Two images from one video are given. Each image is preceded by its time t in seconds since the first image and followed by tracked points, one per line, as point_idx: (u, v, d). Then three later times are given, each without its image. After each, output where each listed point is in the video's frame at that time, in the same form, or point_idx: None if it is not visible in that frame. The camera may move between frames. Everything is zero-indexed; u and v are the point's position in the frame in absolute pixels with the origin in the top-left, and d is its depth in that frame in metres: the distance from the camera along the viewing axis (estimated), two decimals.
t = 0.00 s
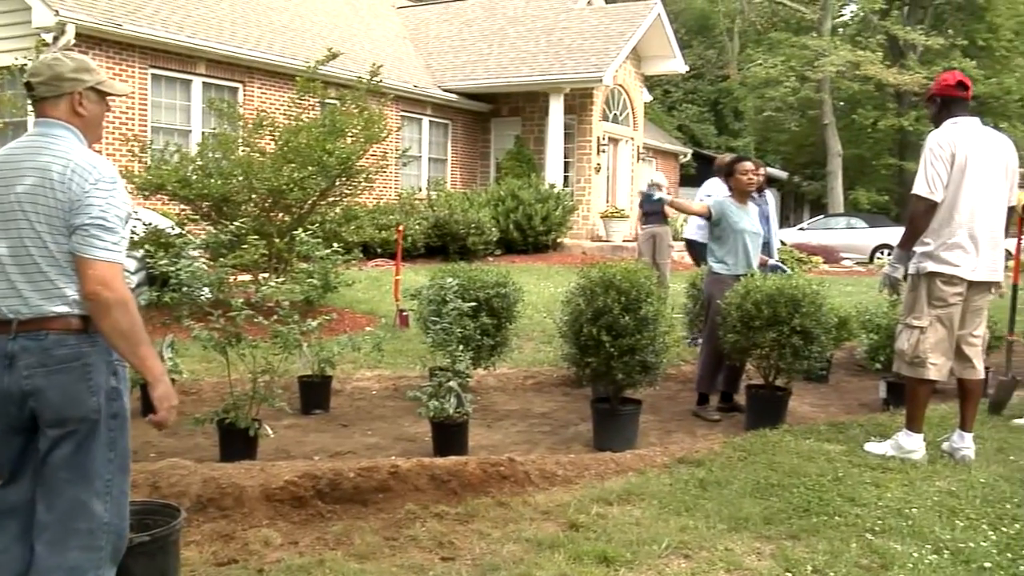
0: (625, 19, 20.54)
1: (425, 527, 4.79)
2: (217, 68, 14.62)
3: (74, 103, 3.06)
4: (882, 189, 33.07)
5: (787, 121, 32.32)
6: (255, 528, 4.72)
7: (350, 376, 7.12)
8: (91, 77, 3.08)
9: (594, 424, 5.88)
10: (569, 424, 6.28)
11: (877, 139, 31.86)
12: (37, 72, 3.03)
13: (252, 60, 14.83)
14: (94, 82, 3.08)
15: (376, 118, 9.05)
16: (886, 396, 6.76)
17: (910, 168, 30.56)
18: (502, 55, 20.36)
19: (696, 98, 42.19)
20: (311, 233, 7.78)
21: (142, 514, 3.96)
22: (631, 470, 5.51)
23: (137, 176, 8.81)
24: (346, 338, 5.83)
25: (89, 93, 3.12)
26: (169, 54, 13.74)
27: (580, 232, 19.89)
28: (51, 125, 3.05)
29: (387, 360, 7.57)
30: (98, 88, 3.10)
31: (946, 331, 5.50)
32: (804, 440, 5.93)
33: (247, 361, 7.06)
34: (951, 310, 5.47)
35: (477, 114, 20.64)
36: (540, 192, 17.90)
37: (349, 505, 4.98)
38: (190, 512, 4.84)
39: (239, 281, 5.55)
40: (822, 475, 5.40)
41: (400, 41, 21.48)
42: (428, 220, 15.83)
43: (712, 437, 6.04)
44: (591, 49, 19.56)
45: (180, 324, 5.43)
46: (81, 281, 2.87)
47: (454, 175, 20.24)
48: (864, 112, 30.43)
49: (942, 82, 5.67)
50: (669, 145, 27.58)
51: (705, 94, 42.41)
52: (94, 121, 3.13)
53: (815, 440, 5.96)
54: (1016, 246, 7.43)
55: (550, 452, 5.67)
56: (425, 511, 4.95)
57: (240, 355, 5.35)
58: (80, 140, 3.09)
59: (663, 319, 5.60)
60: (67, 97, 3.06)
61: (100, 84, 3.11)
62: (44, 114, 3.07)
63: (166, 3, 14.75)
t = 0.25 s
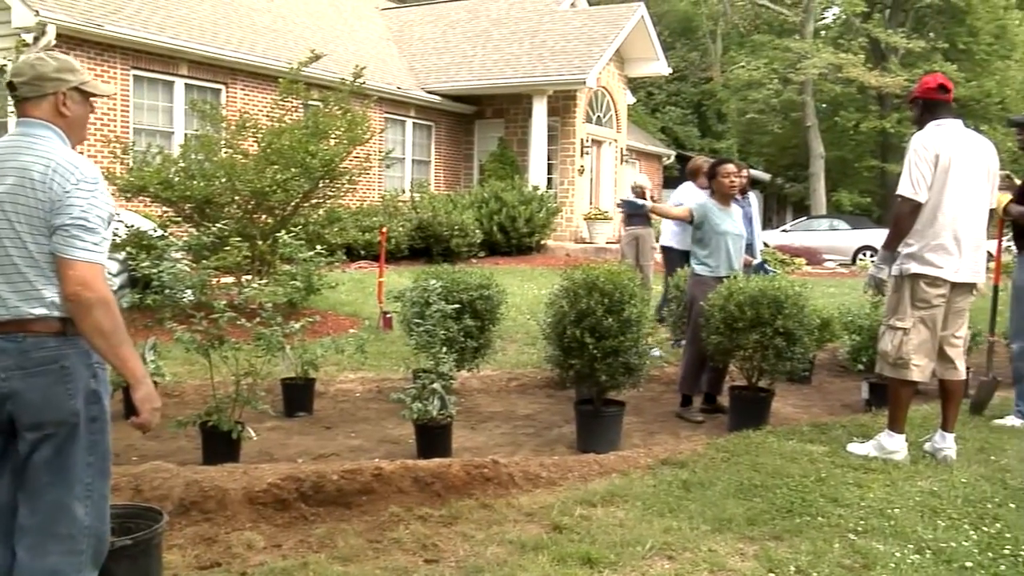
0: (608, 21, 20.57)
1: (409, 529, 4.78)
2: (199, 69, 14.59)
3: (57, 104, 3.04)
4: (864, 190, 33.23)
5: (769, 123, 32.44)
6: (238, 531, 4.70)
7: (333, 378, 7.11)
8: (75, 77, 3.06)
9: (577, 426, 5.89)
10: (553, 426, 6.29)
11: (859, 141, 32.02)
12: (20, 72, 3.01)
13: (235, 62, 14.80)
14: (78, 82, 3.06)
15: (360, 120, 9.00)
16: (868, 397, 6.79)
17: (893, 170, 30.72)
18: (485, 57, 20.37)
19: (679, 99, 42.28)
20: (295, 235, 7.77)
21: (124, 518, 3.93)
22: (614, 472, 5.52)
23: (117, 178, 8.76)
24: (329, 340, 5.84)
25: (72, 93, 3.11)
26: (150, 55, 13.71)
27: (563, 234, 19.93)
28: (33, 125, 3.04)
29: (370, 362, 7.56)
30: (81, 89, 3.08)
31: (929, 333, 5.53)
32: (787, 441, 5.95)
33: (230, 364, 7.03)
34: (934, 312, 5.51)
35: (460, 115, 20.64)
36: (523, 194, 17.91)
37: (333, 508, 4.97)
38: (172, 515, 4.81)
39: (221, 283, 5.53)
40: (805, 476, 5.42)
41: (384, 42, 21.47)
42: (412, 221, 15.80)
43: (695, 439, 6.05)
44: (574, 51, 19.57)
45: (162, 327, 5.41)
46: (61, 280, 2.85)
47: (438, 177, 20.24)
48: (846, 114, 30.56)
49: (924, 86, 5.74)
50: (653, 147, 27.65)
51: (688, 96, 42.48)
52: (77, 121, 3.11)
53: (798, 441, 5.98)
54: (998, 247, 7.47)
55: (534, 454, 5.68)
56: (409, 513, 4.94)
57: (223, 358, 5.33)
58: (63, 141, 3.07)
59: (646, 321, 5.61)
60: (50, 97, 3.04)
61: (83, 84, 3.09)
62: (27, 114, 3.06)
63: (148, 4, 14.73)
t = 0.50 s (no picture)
0: (594, 24, 20.61)
1: (394, 533, 4.77)
2: (183, 72, 14.56)
3: (61, 103, 3.00)
4: (849, 193, 33.40)
5: (754, 126, 32.56)
6: (223, 535, 4.68)
7: (318, 381, 7.09)
8: (81, 79, 3.03)
9: (563, 429, 5.90)
10: (539, 428, 6.29)
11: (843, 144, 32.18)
12: (29, 66, 2.98)
13: (219, 64, 14.78)
14: (83, 85, 3.03)
15: (345, 123, 9.08)
16: (852, 399, 6.83)
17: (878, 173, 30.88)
18: (471, 60, 20.36)
19: (664, 102, 42.40)
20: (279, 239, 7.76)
21: (109, 522, 3.91)
22: (600, 474, 5.52)
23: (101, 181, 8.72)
24: (314, 343, 5.84)
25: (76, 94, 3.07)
26: (135, 58, 13.67)
27: (549, 236, 19.96)
28: (32, 124, 3.00)
29: (355, 365, 7.55)
30: (87, 92, 3.05)
31: (914, 335, 5.55)
32: (772, 443, 5.97)
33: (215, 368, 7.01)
34: (919, 314, 5.53)
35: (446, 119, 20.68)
36: (508, 197, 17.92)
37: (318, 512, 4.95)
38: (156, 519, 4.78)
39: (206, 287, 5.52)
40: (790, 478, 5.44)
41: (369, 45, 21.47)
42: (397, 224, 15.81)
43: (681, 441, 6.07)
44: (559, 54, 19.59)
45: (146, 330, 5.40)
46: (50, 283, 2.82)
47: (423, 179, 20.23)
48: (831, 118, 30.71)
49: (905, 92, 5.78)
50: (639, 150, 27.72)
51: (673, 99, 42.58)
52: (78, 123, 3.07)
53: (783, 443, 6.00)
54: (980, 250, 7.51)
55: (520, 457, 5.68)
56: (395, 517, 4.93)
57: (208, 362, 5.30)
58: (62, 142, 3.03)
59: (631, 324, 5.62)
60: (54, 96, 2.99)
61: (89, 88, 3.06)
62: (28, 112, 3.02)
63: (132, 6, 14.70)
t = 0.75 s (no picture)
0: (580, 28, 20.64)
1: (381, 537, 4.75)
2: (169, 75, 14.53)
3: (78, 113, 3.03)
4: (835, 196, 33.55)
5: (739, 130, 32.68)
6: (209, 540, 4.66)
7: (305, 385, 7.08)
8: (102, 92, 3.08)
9: (550, 432, 5.90)
10: (525, 432, 6.29)
11: (829, 148, 32.34)
12: (53, 71, 3.02)
13: (205, 67, 14.76)
14: (103, 98, 3.08)
15: (330, 127, 9.10)
16: (838, 402, 6.86)
17: (863, 176, 31.02)
18: (457, 63, 20.36)
19: (651, 106, 42.51)
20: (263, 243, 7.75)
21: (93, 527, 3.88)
22: (586, 478, 5.53)
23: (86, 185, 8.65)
24: (300, 347, 5.84)
25: (93, 105, 3.10)
26: (119, 61, 13.64)
27: (536, 240, 19.97)
28: (39, 129, 3.01)
29: (341, 369, 7.54)
30: (105, 106, 3.10)
31: (899, 337, 5.57)
32: (758, 446, 5.99)
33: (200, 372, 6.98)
34: (904, 317, 5.55)
35: (432, 122, 20.69)
36: (495, 201, 17.91)
37: (304, 516, 4.94)
38: (141, 525, 4.76)
39: (191, 291, 5.51)
40: (776, 481, 5.45)
41: (355, 49, 21.46)
42: (384, 228, 15.80)
43: (667, 444, 6.08)
44: (545, 58, 19.62)
45: (132, 335, 5.38)
46: (36, 288, 2.79)
47: (409, 183, 20.22)
48: (816, 121, 30.87)
49: (893, 93, 5.77)
50: (626, 154, 27.77)
51: (659, 103, 42.68)
52: (90, 133, 3.09)
53: (769, 446, 6.02)
54: (965, 254, 7.55)
55: (506, 460, 5.68)
56: (381, 521, 4.92)
57: (193, 366, 5.27)
58: (70, 149, 3.03)
59: (617, 327, 5.63)
60: (75, 104, 3.03)
61: (107, 102, 3.11)
62: (43, 118, 3.04)
63: (117, 9, 14.68)
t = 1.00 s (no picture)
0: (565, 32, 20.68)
1: (367, 542, 4.74)
2: (154, 78, 14.49)
3: (101, 122, 2.99)
4: (820, 200, 33.72)
5: (724, 134, 32.81)
6: (194, 546, 4.63)
7: (290, 390, 7.06)
8: (124, 101, 3.05)
9: (535, 436, 5.91)
10: (511, 436, 6.30)
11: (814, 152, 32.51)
12: (76, 82, 2.98)
13: (190, 71, 14.73)
14: (124, 107, 3.05)
15: (317, 130, 9.03)
16: (823, 406, 6.89)
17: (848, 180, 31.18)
18: (444, 67, 20.36)
19: (637, 110, 42.64)
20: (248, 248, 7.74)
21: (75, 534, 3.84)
22: (572, 482, 5.53)
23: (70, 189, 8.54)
24: (285, 352, 5.85)
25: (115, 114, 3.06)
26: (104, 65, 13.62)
27: (521, 244, 19.99)
28: (62, 138, 2.95)
29: (327, 374, 7.53)
30: (127, 114, 3.07)
31: (884, 341, 5.58)
32: (744, 450, 6.00)
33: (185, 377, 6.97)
34: (889, 321, 5.57)
35: (417, 127, 20.65)
36: (481, 205, 17.91)
37: (290, 521, 4.92)
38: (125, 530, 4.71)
39: (176, 295, 5.52)
40: (762, 484, 5.47)
41: (341, 53, 21.44)
42: (370, 232, 15.79)
43: (653, 448, 6.09)
44: (531, 62, 19.63)
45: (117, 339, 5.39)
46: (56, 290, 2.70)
47: (396, 187, 20.20)
48: (801, 126, 31.09)
49: (880, 97, 5.78)
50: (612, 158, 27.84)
51: (645, 107, 42.80)
52: (113, 142, 3.05)
53: (754, 450, 6.04)
54: (949, 257, 7.59)
55: (492, 465, 5.68)
56: (367, 525, 4.90)
57: (178, 370, 5.25)
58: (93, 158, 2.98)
59: (603, 331, 5.64)
60: (98, 113, 2.99)
61: (128, 110, 3.07)
62: (67, 128, 2.99)
63: (102, 12, 14.68)
